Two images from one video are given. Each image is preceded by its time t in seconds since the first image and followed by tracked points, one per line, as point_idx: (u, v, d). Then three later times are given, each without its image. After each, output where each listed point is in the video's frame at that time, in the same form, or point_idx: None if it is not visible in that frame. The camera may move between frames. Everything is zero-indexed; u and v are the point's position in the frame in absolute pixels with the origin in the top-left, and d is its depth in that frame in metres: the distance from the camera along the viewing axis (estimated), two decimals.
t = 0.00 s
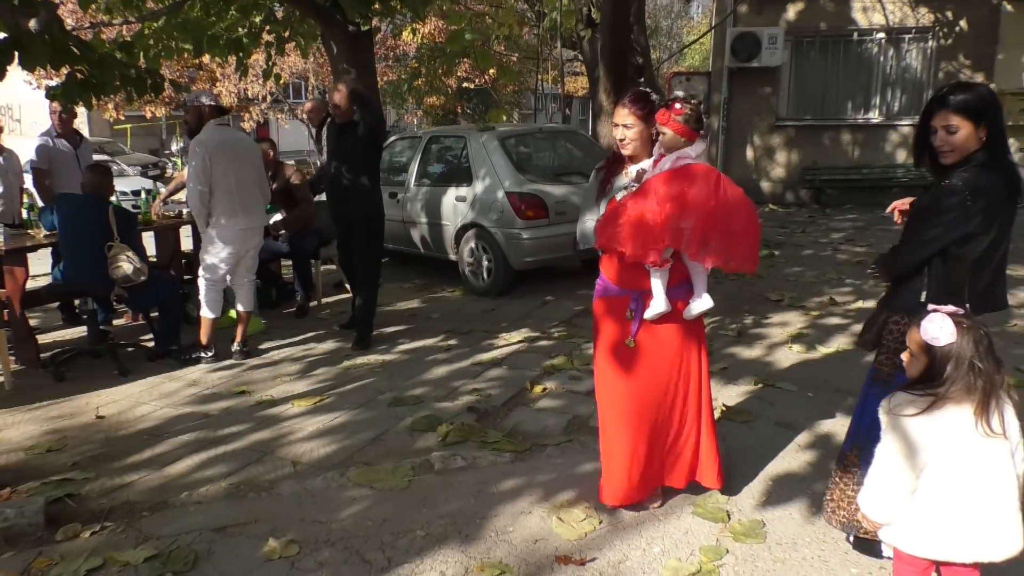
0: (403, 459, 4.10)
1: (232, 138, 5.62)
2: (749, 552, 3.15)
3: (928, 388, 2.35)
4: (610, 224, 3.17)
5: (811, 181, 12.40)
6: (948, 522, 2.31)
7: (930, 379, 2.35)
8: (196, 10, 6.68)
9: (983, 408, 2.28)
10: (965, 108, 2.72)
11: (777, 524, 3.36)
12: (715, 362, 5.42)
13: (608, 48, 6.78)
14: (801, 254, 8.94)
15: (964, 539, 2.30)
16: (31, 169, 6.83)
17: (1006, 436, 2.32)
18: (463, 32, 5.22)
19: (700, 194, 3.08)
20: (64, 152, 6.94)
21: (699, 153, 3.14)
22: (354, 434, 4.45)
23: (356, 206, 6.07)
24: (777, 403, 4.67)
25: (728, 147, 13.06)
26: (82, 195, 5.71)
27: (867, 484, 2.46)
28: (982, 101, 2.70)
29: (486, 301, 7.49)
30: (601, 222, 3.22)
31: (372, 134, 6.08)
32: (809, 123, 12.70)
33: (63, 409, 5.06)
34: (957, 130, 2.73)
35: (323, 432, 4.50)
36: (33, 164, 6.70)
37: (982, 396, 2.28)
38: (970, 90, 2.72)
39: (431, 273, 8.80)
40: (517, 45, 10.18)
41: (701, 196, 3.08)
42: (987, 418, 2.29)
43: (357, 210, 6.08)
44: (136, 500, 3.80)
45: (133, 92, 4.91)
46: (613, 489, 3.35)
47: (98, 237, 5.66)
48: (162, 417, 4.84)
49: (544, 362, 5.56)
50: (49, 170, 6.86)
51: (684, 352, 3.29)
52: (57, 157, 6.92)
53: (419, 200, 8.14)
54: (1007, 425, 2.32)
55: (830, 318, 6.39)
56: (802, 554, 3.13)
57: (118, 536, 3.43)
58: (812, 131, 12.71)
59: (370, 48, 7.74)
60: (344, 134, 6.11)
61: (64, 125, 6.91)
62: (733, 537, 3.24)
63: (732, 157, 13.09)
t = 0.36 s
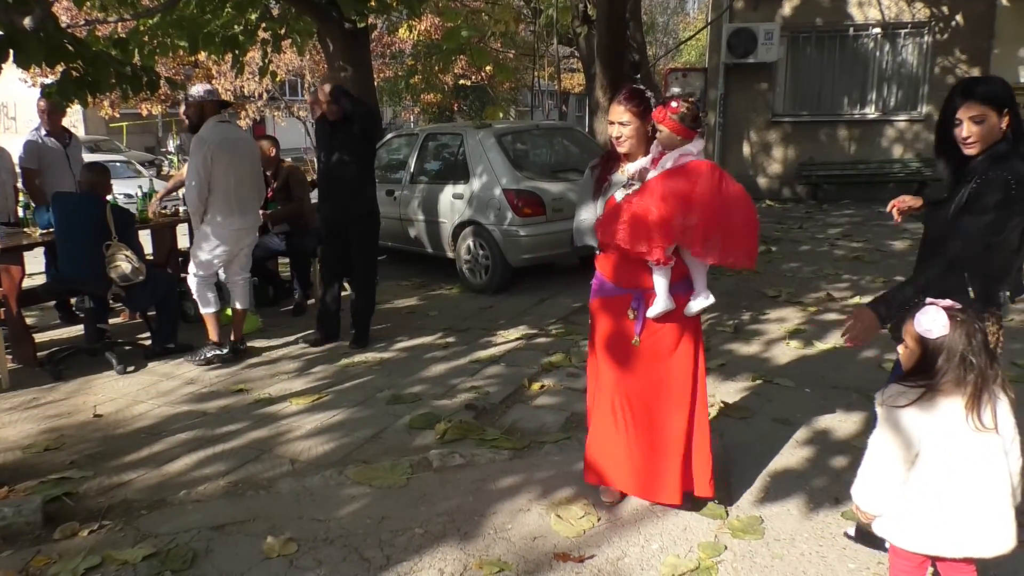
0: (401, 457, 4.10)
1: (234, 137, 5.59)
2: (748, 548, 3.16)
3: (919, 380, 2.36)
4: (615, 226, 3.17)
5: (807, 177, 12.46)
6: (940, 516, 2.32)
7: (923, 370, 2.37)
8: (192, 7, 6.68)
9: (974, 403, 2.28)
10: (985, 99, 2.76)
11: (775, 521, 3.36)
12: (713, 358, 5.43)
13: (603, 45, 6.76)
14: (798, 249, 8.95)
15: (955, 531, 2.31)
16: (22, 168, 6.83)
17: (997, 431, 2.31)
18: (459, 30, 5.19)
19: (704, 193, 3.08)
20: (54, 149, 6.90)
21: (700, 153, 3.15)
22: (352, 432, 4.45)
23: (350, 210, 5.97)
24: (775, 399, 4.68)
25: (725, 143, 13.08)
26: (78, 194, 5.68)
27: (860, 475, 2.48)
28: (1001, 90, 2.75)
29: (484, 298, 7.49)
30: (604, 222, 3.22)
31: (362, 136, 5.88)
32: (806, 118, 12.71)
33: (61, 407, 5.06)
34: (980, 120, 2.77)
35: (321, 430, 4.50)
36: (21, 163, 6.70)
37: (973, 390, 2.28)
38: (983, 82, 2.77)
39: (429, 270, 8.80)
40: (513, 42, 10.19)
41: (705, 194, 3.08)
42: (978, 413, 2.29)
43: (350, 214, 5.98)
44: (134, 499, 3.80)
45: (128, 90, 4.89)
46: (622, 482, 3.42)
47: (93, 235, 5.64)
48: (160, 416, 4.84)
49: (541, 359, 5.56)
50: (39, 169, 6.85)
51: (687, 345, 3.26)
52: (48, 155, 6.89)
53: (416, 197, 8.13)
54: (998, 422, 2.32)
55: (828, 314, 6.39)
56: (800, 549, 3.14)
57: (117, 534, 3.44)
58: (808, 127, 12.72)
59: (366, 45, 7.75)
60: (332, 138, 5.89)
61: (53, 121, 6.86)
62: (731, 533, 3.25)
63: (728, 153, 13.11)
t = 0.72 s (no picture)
0: (403, 458, 4.10)
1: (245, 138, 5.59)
2: (749, 549, 3.15)
3: (914, 377, 2.37)
4: (622, 228, 3.09)
5: (808, 176, 12.47)
6: (936, 515, 2.32)
7: (919, 368, 2.37)
8: (192, 9, 6.69)
9: (967, 402, 2.29)
10: (996, 93, 2.83)
11: (777, 520, 3.36)
12: (714, 358, 5.42)
13: (603, 44, 6.75)
14: (798, 249, 8.94)
15: (952, 531, 2.31)
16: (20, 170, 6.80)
17: (992, 431, 2.31)
18: (459, 30, 5.17)
19: (717, 194, 3.14)
20: (52, 151, 6.89)
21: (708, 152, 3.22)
22: (353, 433, 4.45)
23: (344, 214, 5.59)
24: (776, 399, 4.68)
25: (725, 143, 13.08)
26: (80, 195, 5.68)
27: (855, 472, 2.48)
28: (1010, 83, 2.83)
29: (484, 299, 7.48)
30: (610, 224, 3.12)
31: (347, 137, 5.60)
32: (805, 118, 12.71)
33: (62, 410, 5.06)
34: (994, 113, 2.82)
35: (323, 431, 4.50)
36: (21, 165, 6.67)
37: (968, 389, 2.28)
38: (989, 78, 2.87)
39: (429, 271, 8.81)
40: (513, 42, 10.21)
41: (718, 195, 3.14)
42: (972, 412, 2.29)
43: (344, 219, 5.61)
44: (136, 501, 3.80)
45: (128, 92, 4.89)
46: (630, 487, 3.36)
47: (94, 236, 5.62)
48: (161, 418, 4.84)
49: (542, 359, 5.56)
50: (37, 172, 6.83)
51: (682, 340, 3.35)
52: (46, 158, 6.87)
53: (416, 198, 8.13)
54: (993, 422, 2.31)
55: (829, 313, 6.39)
56: (802, 549, 3.14)
57: (119, 537, 3.43)
58: (808, 126, 12.72)
59: (366, 45, 7.78)
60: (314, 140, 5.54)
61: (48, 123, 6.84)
62: (733, 533, 3.25)
63: (728, 152, 13.11)
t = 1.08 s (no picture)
0: (402, 459, 4.10)
1: (247, 137, 5.50)
2: (748, 550, 3.15)
3: (909, 377, 2.37)
4: (620, 229, 3.09)
5: (807, 177, 12.49)
6: (933, 516, 2.32)
7: (914, 369, 2.37)
8: (192, 9, 6.68)
9: (963, 403, 2.29)
10: (999, 97, 2.82)
11: (776, 522, 3.36)
12: (712, 359, 5.42)
13: (601, 46, 6.74)
14: (797, 250, 8.95)
15: (950, 533, 2.30)
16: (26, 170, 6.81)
17: (988, 432, 2.31)
18: (459, 31, 5.16)
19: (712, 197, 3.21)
20: (59, 152, 6.91)
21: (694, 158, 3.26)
22: (352, 435, 4.45)
23: (311, 218, 5.27)
24: (775, 400, 4.67)
25: (724, 144, 13.08)
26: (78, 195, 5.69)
27: (852, 473, 2.47)
28: (1010, 84, 2.83)
29: (483, 299, 7.48)
30: (604, 227, 3.11)
31: (323, 139, 5.29)
32: (805, 119, 12.71)
33: (61, 411, 5.05)
34: (997, 117, 2.82)
35: (321, 432, 4.50)
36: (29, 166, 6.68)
37: (964, 389, 2.29)
38: (989, 81, 2.86)
39: (428, 271, 8.80)
40: (512, 43, 10.21)
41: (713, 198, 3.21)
42: (968, 413, 2.29)
43: (312, 220, 5.27)
44: (135, 502, 3.79)
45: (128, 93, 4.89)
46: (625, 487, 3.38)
47: (92, 237, 5.62)
48: (160, 419, 4.83)
49: (541, 360, 5.56)
50: (43, 170, 6.84)
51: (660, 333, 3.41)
52: (50, 157, 6.89)
53: (415, 198, 8.13)
54: (988, 423, 2.31)
55: (828, 314, 6.40)
56: (802, 551, 3.13)
57: (118, 538, 3.43)
58: (808, 127, 12.72)
59: (365, 46, 7.80)
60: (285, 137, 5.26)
61: (54, 123, 6.86)
62: (732, 535, 3.24)
63: (727, 154, 13.11)
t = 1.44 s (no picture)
0: (398, 459, 4.09)
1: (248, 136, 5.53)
2: (745, 551, 3.15)
3: (907, 380, 2.36)
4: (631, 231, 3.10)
5: (804, 179, 12.50)
6: (930, 517, 2.32)
7: (913, 371, 2.36)
8: (191, 8, 6.67)
9: (960, 406, 2.28)
10: (999, 101, 2.82)
11: (773, 523, 3.36)
12: (709, 360, 5.42)
13: (600, 48, 6.74)
14: (795, 251, 8.96)
15: (947, 535, 2.31)
16: (32, 167, 6.85)
17: (986, 436, 2.30)
18: (458, 31, 5.16)
19: (713, 200, 3.25)
20: (65, 151, 6.94)
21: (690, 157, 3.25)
22: (349, 434, 4.44)
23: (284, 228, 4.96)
24: (772, 401, 4.68)
25: (722, 146, 13.09)
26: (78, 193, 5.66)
27: (850, 474, 2.47)
28: (1012, 89, 2.81)
29: (480, 300, 7.48)
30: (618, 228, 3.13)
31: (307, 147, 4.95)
32: (803, 121, 12.72)
33: (57, 410, 5.04)
34: (998, 121, 2.82)
35: (318, 432, 4.49)
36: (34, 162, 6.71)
37: (962, 392, 2.28)
38: (991, 85, 2.85)
39: (426, 271, 8.80)
40: (511, 44, 10.21)
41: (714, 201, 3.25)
42: (966, 416, 2.29)
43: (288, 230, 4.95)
44: (131, 502, 3.78)
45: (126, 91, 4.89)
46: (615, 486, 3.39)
47: (89, 238, 5.62)
48: (157, 418, 4.83)
49: (537, 361, 5.56)
50: (48, 168, 6.87)
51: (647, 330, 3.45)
52: (55, 156, 6.91)
53: (413, 199, 8.13)
54: (986, 427, 2.31)
55: (825, 316, 6.40)
56: (798, 552, 3.13)
57: (114, 538, 3.42)
58: (806, 129, 12.73)
59: (364, 46, 7.82)
60: (267, 138, 4.98)
61: (65, 123, 6.87)
62: (728, 536, 3.24)
63: (725, 155, 13.12)
